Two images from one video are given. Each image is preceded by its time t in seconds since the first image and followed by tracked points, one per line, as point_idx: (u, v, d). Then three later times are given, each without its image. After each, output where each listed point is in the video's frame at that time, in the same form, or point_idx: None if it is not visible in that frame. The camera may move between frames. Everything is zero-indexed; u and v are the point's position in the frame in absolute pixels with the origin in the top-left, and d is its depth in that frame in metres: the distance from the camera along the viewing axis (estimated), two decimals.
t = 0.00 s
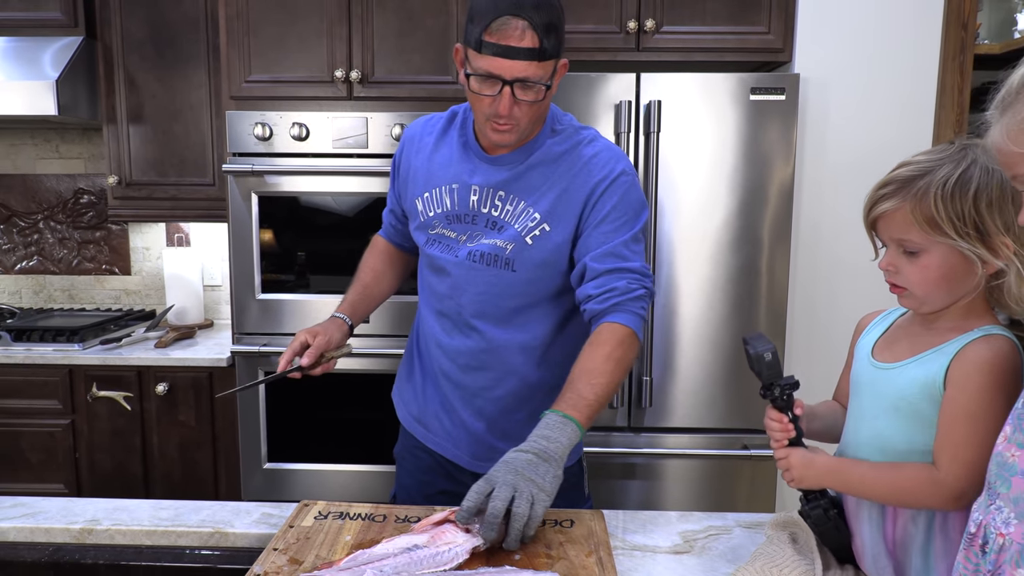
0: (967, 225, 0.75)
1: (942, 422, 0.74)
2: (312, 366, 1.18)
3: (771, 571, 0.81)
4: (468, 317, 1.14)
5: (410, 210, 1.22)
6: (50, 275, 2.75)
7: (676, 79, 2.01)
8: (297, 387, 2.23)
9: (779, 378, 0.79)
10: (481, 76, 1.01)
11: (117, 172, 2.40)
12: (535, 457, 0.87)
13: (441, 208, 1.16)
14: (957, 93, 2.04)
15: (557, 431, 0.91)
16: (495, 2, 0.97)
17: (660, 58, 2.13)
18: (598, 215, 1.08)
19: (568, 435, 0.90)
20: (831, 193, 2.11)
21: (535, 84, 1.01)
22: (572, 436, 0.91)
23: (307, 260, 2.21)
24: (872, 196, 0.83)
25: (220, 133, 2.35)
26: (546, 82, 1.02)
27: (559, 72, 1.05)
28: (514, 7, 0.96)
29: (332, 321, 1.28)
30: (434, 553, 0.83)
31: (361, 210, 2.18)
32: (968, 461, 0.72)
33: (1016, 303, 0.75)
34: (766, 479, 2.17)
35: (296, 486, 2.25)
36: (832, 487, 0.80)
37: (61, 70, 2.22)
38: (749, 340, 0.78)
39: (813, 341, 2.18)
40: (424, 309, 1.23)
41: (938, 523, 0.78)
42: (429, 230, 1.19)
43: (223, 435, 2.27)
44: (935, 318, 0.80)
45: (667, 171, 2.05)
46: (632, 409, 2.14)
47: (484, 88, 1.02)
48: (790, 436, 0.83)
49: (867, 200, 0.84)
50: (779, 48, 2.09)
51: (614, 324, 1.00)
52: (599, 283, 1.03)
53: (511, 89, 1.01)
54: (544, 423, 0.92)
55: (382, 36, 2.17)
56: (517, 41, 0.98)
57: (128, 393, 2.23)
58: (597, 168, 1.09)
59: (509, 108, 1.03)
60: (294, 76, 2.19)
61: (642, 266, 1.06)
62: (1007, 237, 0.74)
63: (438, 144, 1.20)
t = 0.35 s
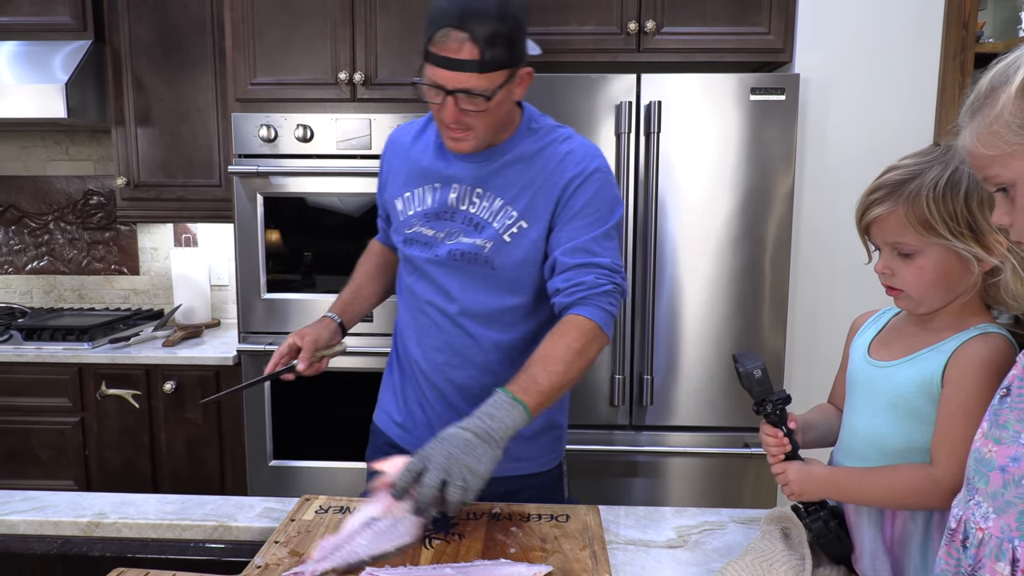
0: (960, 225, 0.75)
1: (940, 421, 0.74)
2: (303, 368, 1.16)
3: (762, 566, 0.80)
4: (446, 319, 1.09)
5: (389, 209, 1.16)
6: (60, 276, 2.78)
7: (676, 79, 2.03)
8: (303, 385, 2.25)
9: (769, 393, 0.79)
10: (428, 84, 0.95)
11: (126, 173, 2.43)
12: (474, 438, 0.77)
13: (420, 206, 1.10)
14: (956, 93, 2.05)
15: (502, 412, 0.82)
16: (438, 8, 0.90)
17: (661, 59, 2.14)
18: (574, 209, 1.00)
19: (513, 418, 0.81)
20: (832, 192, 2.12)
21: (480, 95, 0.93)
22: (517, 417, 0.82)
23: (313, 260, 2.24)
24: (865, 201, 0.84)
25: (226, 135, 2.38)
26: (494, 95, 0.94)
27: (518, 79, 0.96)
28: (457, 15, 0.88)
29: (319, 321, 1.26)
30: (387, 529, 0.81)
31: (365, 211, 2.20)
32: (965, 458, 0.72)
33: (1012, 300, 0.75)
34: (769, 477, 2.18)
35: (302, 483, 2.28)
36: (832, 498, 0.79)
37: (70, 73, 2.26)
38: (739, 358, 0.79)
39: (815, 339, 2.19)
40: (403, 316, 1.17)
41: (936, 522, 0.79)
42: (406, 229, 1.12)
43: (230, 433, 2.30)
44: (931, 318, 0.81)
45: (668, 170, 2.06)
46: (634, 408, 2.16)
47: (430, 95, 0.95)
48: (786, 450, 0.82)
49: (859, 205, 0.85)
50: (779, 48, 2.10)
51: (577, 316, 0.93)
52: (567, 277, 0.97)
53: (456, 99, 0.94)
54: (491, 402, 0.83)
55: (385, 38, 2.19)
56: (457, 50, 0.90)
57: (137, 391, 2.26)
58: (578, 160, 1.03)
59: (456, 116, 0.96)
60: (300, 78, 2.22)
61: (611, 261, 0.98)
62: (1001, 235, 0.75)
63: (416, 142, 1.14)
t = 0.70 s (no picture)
0: (962, 229, 0.76)
1: (943, 423, 0.75)
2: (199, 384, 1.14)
3: (767, 565, 0.82)
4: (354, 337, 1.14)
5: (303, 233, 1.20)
6: (83, 277, 2.84)
7: (688, 82, 2.04)
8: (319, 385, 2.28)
9: (772, 401, 0.80)
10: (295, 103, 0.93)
11: (147, 177, 2.48)
12: (260, 466, 0.79)
13: (321, 228, 1.12)
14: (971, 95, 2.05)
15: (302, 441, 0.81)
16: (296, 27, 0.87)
17: (673, 62, 2.15)
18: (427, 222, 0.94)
19: (308, 444, 0.82)
20: (845, 194, 2.12)
21: (353, 108, 0.92)
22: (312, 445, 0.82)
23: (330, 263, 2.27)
24: (866, 208, 0.85)
25: (245, 139, 2.42)
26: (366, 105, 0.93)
27: (387, 86, 0.95)
28: (312, 31, 0.86)
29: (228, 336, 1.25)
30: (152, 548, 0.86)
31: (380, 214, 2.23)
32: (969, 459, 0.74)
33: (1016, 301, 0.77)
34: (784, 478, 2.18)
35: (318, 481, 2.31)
36: (838, 501, 0.80)
37: (93, 80, 2.31)
38: (741, 366, 0.80)
39: (828, 341, 2.19)
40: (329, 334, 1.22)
41: (940, 520, 0.79)
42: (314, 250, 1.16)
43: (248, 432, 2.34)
44: (935, 321, 0.82)
45: (681, 173, 2.07)
46: (645, 409, 2.17)
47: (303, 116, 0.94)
48: (790, 457, 0.82)
49: (861, 211, 0.87)
50: (790, 52, 2.10)
51: (399, 335, 0.86)
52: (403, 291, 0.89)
53: (329, 116, 0.93)
54: (289, 424, 0.83)
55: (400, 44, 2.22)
56: (317, 68, 0.88)
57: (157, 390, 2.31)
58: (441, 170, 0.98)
59: (331, 132, 0.95)
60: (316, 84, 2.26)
61: (452, 273, 0.88)
62: (1002, 238, 0.76)
63: (315, 162, 1.17)
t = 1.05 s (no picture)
0: (963, 230, 0.77)
1: (944, 423, 0.76)
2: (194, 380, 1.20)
3: (774, 559, 0.83)
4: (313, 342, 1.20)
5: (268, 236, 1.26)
6: (103, 279, 2.88)
7: (702, 84, 2.05)
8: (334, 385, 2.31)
9: (773, 405, 0.82)
10: (272, 126, 0.94)
11: (166, 179, 2.52)
12: (214, 521, 0.85)
13: (277, 235, 1.18)
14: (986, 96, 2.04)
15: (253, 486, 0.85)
16: (262, 48, 0.88)
17: (686, 65, 2.16)
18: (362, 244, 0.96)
19: (260, 494, 0.85)
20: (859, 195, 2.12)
21: (331, 116, 0.96)
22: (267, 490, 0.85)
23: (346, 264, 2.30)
24: (868, 209, 0.86)
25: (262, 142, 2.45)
26: (341, 110, 0.97)
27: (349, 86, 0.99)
28: (278, 50, 0.88)
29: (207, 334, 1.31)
30: None
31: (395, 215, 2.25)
32: (969, 459, 0.74)
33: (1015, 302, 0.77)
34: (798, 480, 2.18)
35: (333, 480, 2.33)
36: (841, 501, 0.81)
37: (115, 84, 2.34)
38: (741, 371, 0.82)
39: (843, 342, 2.19)
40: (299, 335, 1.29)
41: (942, 518, 0.80)
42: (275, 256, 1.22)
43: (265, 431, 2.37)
44: (937, 321, 0.83)
45: (695, 176, 2.08)
46: (657, 410, 2.18)
47: (280, 135, 0.95)
48: (793, 458, 0.84)
49: (863, 212, 0.87)
50: (804, 54, 2.11)
51: (340, 363, 0.88)
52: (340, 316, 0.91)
53: (308, 129, 0.95)
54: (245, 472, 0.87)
55: (415, 47, 2.24)
56: (294, 85, 0.90)
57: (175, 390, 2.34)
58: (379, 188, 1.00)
59: (312, 146, 0.98)
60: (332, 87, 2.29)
61: (388, 297, 0.90)
62: (1003, 239, 0.76)
63: (274, 167, 1.20)
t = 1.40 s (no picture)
0: (926, 228, 0.79)
1: (900, 418, 0.79)
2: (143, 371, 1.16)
3: (740, 550, 0.86)
4: (301, 327, 1.17)
5: (231, 229, 1.23)
6: (86, 273, 2.87)
7: (686, 86, 2.07)
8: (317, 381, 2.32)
9: (737, 403, 0.84)
10: (276, 89, 1.02)
11: (151, 174, 2.51)
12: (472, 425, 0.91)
13: (261, 216, 1.18)
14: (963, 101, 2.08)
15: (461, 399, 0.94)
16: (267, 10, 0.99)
17: (670, 67, 2.18)
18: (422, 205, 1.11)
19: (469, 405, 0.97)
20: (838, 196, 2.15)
21: (330, 78, 1.05)
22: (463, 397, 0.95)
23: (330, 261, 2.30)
24: (838, 200, 0.87)
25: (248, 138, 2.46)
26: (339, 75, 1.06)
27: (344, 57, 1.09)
28: (283, 11, 0.98)
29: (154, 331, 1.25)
30: None
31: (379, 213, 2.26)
32: (924, 453, 0.77)
33: (968, 302, 0.80)
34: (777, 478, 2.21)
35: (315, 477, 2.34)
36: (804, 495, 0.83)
37: (100, 78, 2.33)
38: (706, 371, 0.84)
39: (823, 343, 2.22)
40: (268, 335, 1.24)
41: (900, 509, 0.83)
42: (253, 242, 1.20)
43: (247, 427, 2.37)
44: (897, 318, 0.85)
45: (679, 177, 2.10)
46: (638, 408, 2.20)
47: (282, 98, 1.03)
48: (757, 454, 0.85)
49: (834, 204, 0.89)
50: (786, 58, 2.13)
51: (474, 296, 1.07)
52: (447, 265, 1.08)
53: (310, 90, 1.03)
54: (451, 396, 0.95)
55: (401, 46, 2.25)
56: (300, 45, 1.00)
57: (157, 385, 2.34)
58: (414, 154, 1.12)
59: (315, 109, 1.05)
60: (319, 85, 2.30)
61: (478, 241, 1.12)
62: (963, 240, 0.79)
63: (245, 151, 1.22)
